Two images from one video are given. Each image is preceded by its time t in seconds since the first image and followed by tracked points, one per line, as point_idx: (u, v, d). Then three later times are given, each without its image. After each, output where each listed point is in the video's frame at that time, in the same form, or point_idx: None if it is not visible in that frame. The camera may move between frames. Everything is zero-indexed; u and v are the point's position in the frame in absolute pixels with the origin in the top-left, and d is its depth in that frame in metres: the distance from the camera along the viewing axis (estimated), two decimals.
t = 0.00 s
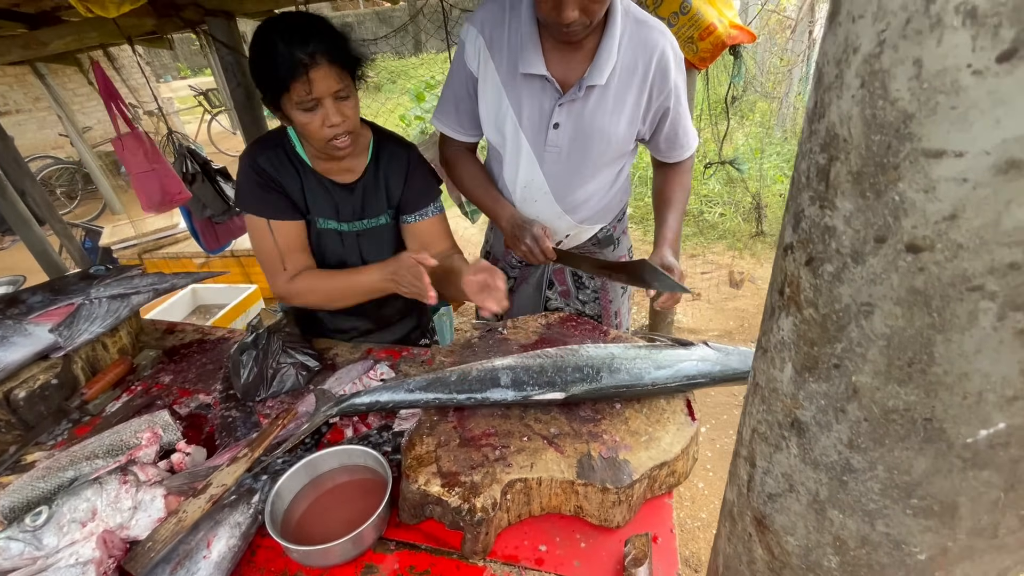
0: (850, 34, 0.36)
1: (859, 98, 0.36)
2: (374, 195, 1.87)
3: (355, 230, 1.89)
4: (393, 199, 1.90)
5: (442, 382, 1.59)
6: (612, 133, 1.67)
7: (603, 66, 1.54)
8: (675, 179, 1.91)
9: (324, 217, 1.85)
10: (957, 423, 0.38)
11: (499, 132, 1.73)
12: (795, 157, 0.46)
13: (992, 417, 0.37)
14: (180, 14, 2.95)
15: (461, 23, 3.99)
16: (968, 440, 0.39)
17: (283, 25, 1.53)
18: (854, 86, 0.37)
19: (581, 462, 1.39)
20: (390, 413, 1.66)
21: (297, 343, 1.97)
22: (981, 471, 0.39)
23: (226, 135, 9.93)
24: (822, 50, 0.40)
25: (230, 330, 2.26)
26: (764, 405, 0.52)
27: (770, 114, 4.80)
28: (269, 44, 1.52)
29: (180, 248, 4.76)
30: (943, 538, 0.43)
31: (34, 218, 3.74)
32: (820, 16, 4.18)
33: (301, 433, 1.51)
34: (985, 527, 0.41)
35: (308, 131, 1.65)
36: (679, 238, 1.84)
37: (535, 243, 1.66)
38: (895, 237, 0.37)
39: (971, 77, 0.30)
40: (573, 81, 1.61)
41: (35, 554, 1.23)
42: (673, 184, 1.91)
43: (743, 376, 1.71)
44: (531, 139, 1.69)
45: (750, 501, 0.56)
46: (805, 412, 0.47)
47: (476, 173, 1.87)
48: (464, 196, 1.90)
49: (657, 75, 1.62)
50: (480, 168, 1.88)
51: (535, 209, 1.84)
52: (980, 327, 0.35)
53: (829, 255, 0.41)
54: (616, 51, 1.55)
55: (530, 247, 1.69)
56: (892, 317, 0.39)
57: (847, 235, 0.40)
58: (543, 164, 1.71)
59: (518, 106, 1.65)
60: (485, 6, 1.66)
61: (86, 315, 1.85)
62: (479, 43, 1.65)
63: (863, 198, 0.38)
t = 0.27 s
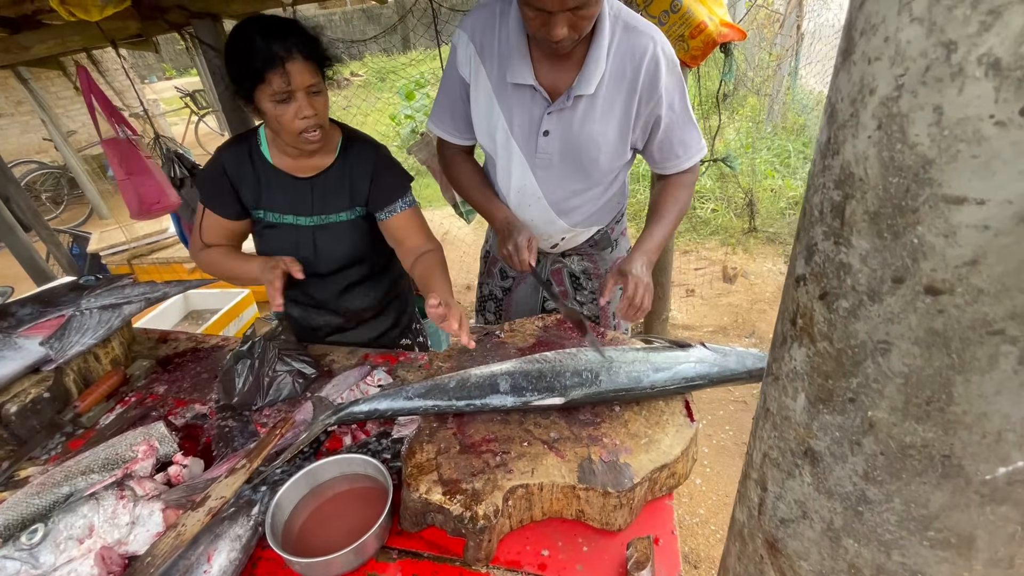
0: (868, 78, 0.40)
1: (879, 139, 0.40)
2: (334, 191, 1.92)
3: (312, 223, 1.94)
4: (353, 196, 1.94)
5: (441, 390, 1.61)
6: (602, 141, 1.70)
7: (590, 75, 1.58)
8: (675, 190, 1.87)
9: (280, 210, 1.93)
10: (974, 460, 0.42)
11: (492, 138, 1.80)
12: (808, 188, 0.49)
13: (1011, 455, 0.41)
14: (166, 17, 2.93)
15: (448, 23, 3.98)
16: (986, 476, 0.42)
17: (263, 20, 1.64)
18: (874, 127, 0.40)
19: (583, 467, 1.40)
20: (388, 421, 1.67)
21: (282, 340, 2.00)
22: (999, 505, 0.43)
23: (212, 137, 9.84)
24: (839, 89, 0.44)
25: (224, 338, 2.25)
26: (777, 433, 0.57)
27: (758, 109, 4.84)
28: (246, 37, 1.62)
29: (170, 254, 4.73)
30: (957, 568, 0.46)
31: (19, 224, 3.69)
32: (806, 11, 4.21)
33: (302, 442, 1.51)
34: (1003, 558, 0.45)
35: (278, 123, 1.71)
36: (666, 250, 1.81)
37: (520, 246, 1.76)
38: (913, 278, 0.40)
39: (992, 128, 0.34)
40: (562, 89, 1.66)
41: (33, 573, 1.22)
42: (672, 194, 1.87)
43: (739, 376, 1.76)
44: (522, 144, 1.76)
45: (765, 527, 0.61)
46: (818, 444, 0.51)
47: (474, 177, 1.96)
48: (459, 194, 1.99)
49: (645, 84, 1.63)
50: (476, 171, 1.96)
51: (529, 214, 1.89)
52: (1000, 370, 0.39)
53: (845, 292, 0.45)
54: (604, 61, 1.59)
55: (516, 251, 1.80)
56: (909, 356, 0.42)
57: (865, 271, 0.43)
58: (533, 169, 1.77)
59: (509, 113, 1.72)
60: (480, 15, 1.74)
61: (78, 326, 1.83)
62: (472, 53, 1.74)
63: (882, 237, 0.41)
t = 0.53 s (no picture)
0: (887, 103, 0.45)
1: (900, 164, 0.45)
2: (319, 198, 1.90)
3: (298, 230, 1.92)
4: (337, 203, 1.91)
5: (440, 395, 1.62)
6: (596, 152, 1.74)
7: (582, 92, 1.59)
8: (671, 220, 1.68)
9: (264, 215, 1.93)
10: (997, 484, 0.49)
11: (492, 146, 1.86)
12: (824, 213, 0.55)
13: None
14: (150, 19, 2.89)
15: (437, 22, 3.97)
16: (1008, 500, 0.49)
17: (256, 25, 1.63)
18: (894, 151, 0.45)
19: (583, 470, 1.40)
20: (386, 425, 1.66)
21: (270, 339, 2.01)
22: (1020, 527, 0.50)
23: (199, 139, 9.74)
24: (855, 121, 0.49)
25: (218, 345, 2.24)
26: (792, 452, 0.65)
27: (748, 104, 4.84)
28: (239, 42, 1.60)
29: (161, 258, 4.69)
30: None
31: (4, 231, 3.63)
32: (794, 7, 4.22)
33: (299, 450, 1.50)
34: None
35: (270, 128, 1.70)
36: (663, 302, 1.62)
37: (514, 260, 1.79)
38: (936, 304, 0.46)
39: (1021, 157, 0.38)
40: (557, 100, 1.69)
41: None
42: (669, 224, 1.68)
43: (735, 375, 1.83)
44: (519, 152, 1.81)
45: (775, 543, 0.71)
46: (835, 461, 0.59)
47: (476, 183, 2.00)
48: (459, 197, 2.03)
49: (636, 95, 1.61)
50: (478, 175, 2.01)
51: (529, 217, 1.98)
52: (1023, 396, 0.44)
53: (865, 314, 0.51)
54: (597, 76, 1.59)
55: (508, 261, 1.83)
56: (930, 381, 0.48)
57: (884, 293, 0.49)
58: (530, 178, 1.84)
59: (506, 122, 1.76)
60: (477, 19, 1.74)
61: (68, 337, 1.81)
62: (470, 60, 1.75)
63: (902, 261, 0.47)
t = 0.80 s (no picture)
0: (923, 148, 0.47)
1: (935, 209, 0.47)
2: (325, 209, 1.89)
3: (302, 242, 1.92)
4: (344, 215, 1.90)
5: (442, 404, 1.61)
6: (597, 164, 1.76)
7: (584, 107, 1.61)
8: (675, 233, 1.72)
9: (269, 224, 1.93)
10: None
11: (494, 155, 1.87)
12: (851, 251, 0.57)
13: None
14: (140, 26, 2.87)
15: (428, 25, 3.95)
16: None
17: (276, 31, 1.63)
18: (929, 196, 0.47)
19: (588, 477, 1.40)
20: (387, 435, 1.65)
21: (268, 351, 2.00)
22: None
23: (189, 143, 9.68)
24: (889, 161, 0.51)
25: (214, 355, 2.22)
26: (817, 481, 0.67)
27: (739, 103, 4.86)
28: (258, 47, 1.60)
29: (153, 266, 4.65)
30: None
31: None
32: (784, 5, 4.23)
33: (301, 462, 1.49)
34: None
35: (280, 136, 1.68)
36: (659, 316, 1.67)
37: (516, 266, 1.80)
38: (974, 346, 0.47)
39: None
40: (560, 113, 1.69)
41: None
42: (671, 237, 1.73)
43: (736, 378, 1.84)
44: (521, 163, 1.82)
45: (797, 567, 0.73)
46: (864, 493, 0.61)
47: (478, 187, 2.00)
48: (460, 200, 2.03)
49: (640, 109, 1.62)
50: (479, 179, 2.01)
51: (530, 225, 2.00)
52: None
53: (898, 352, 0.53)
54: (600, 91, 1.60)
55: (509, 266, 1.85)
56: (966, 421, 0.50)
57: (918, 333, 0.50)
58: (532, 188, 1.86)
59: (509, 133, 1.77)
60: (480, 28, 1.73)
61: (62, 351, 1.77)
62: (472, 70, 1.75)
63: (938, 303, 0.48)
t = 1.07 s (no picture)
0: (956, 196, 0.49)
1: (968, 255, 0.49)
2: (324, 212, 1.87)
3: (298, 246, 1.90)
4: (343, 218, 1.88)
5: (442, 413, 1.60)
6: (600, 169, 1.78)
7: (591, 112, 1.62)
8: (675, 239, 1.73)
9: (266, 230, 1.91)
10: None
11: (495, 158, 1.87)
12: (876, 288, 0.59)
13: None
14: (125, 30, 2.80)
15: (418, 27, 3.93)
16: None
17: (274, 34, 1.62)
18: (962, 242, 0.49)
19: (590, 484, 1.40)
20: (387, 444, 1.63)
21: (261, 362, 1.97)
22: None
23: (175, 145, 9.57)
24: (917, 204, 0.53)
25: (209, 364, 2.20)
26: (838, 512, 0.69)
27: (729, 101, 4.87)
28: (254, 49, 1.59)
29: (143, 272, 4.60)
30: None
31: None
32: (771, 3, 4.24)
33: (299, 474, 1.49)
34: None
35: (276, 139, 1.67)
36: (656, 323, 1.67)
37: (515, 268, 1.79)
38: (1009, 393, 0.50)
39: None
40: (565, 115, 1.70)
41: None
42: (670, 244, 1.74)
43: (735, 380, 1.84)
44: (523, 165, 1.82)
45: None
46: (888, 529, 0.64)
47: (476, 188, 1.99)
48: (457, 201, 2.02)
49: (645, 113, 1.63)
50: (476, 179, 2.00)
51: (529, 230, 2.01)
52: None
53: (930, 395, 0.55)
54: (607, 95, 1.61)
55: (508, 268, 1.84)
56: (997, 467, 0.53)
57: (949, 374, 0.53)
58: (534, 192, 1.87)
59: (512, 134, 1.77)
60: (484, 27, 1.72)
61: (53, 365, 1.74)
62: (475, 70, 1.74)
63: (971, 348, 0.51)
